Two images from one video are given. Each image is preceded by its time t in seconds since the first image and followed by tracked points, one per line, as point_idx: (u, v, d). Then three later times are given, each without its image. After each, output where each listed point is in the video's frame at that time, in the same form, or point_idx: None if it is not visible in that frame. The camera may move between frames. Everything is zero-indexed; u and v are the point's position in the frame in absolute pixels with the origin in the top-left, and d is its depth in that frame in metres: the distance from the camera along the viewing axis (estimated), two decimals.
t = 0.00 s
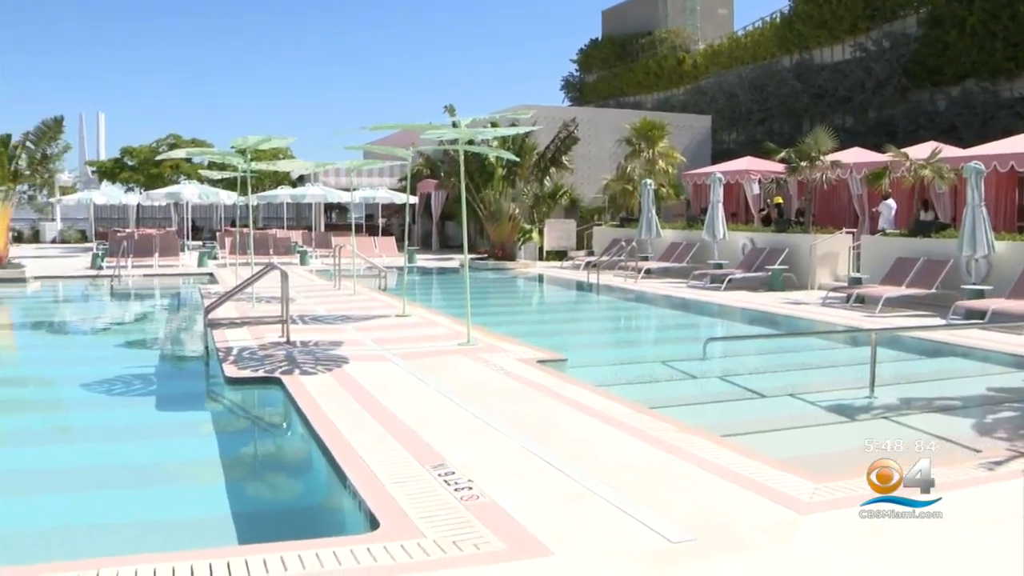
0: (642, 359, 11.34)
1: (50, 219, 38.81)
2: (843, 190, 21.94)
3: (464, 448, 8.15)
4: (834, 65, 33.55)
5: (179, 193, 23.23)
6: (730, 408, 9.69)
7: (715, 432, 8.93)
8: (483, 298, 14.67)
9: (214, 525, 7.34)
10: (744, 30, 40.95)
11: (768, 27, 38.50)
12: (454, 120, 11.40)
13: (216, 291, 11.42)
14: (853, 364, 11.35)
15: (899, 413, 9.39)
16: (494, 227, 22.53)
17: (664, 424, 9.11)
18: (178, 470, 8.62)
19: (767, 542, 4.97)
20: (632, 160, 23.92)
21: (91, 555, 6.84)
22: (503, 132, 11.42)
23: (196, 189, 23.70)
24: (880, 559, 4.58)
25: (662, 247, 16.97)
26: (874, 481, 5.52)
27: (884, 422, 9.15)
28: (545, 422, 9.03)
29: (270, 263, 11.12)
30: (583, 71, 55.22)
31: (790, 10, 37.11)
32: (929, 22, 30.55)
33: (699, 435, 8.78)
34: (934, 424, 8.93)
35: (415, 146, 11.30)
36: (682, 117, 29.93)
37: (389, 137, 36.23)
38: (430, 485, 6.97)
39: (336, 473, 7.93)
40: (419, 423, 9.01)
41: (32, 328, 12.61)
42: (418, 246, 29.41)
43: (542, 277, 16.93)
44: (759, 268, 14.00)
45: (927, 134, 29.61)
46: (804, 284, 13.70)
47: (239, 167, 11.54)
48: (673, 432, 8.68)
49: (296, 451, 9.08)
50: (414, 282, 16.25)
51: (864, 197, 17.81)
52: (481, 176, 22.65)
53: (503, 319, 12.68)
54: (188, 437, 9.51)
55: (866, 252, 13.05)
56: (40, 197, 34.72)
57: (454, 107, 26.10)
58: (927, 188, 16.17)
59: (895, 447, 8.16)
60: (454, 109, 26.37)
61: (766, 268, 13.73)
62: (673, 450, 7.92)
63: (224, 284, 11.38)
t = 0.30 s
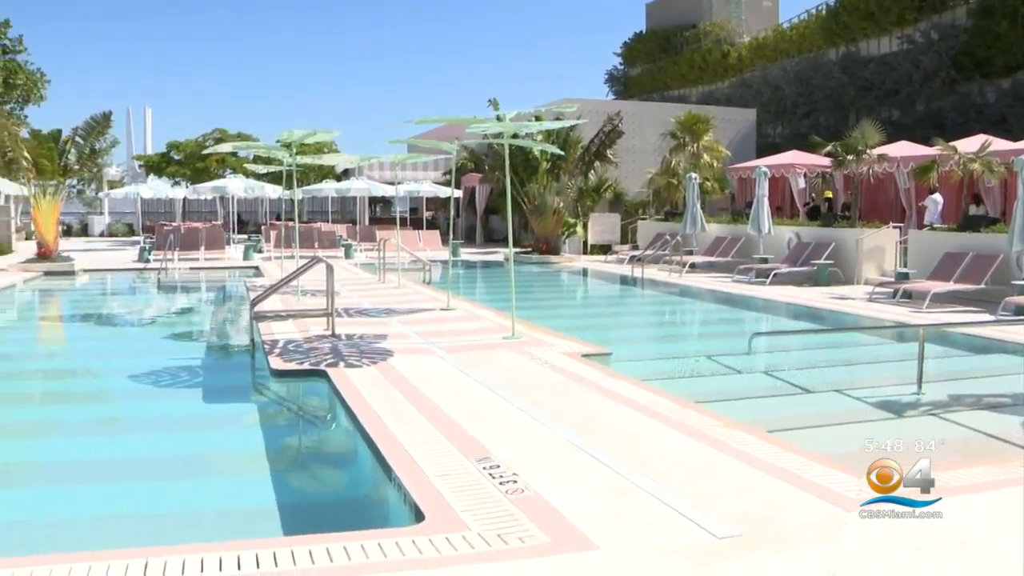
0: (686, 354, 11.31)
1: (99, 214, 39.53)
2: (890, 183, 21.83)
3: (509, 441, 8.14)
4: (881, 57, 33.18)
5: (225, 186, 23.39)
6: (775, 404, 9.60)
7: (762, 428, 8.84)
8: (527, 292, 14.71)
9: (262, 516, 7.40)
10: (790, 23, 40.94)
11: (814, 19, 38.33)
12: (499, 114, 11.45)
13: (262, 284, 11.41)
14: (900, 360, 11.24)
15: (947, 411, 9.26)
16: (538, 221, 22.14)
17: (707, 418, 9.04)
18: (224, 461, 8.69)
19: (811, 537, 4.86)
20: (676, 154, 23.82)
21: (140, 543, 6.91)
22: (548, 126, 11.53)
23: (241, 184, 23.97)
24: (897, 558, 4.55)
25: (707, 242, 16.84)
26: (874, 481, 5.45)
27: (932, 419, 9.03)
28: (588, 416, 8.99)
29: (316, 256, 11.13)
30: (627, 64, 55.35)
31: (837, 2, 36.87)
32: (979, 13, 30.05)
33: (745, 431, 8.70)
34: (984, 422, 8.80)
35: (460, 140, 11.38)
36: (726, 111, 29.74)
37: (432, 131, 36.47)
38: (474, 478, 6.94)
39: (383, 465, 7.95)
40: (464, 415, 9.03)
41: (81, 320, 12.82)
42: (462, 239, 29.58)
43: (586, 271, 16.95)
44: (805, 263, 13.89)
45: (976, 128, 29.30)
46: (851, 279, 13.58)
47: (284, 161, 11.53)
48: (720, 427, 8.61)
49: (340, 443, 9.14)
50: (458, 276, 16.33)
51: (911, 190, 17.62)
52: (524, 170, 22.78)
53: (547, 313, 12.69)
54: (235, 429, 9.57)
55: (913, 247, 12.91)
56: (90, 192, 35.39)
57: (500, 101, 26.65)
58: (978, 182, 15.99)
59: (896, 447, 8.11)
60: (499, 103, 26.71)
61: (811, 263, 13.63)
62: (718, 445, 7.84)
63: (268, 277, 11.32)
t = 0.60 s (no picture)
0: (730, 351, 11.26)
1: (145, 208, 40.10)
2: (937, 179, 21.69)
3: (553, 437, 8.12)
4: (928, 51, 32.97)
5: (269, 182, 23.60)
6: (819, 402, 9.49)
7: (807, 426, 8.75)
8: (571, 288, 14.72)
9: (307, 509, 7.44)
10: (835, 17, 40.50)
11: (859, 13, 37.94)
12: (544, 109, 11.48)
13: (307, 279, 11.39)
14: (947, 358, 11.09)
15: (997, 410, 9.09)
16: (581, 216, 22.32)
17: (751, 415, 8.97)
18: (270, 455, 8.74)
19: (858, 537, 4.78)
20: (720, 149, 23.66)
21: (190, 535, 6.98)
22: (592, 121, 11.60)
23: (286, 178, 24.13)
24: (926, 558, 4.50)
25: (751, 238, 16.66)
26: (875, 482, 5.53)
27: (981, 418, 8.88)
28: (631, 412, 8.95)
29: (360, 251, 11.11)
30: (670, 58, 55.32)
31: None
32: None
33: (789, 428, 8.59)
34: None
35: (502, 135, 11.39)
36: (770, 106, 29.70)
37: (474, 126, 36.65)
38: (518, 473, 6.94)
39: (427, 459, 7.97)
40: (507, 410, 9.03)
41: (128, 314, 13.01)
42: (505, 234, 29.71)
43: (630, 266, 16.93)
44: (851, 259, 13.77)
45: None
46: (897, 276, 13.45)
47: (328, 157, 11.52)
48: (764, 425, 8.50)
49: (383, 437, 9.18)
50: (502, 271, 16.39)
51: (959, 185, 17.38)
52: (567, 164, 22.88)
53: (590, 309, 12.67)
54: (283, 422, 9.63)
55: (959, 244, 12.76)
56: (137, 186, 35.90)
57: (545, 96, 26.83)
58: None
59: (897, 447, 7.96)
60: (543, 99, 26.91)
61: (857, 259, 13.51)
62: (763, 442, 7.76)
63: (313, 272, 11.30)
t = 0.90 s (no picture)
0: (773, 348, 11.19)
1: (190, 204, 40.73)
2: (985, 175, 21.44)
3: (596, 435, 8.09)
4: (976, 46, 32.55)
5: (312, 178, 23.70)
6: (862, 400, 9.36)
7: (851, 423, 8.62)
8: (613, 284, 14.72)
9: (352, 504, 7.43)
10: (882, 11, 40.86)
11: (904, 7, 37.93)
12: (587, 105, 11.53)
13: (350, 274, 11.39)
14: (993, 357, 10.92)
15: None
16: (623, 213, 21.58)
17: (793, 413, 8.88)
18: (311, 449, 8.76)
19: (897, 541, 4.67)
20: (764, 145, 23.70)
21: (236, 529, 7.01)
22: (635, 117, 11.69)
23: (329, 174, 24.20)
24: (956, 562, 4.41)
25: (795, 235, 16.59)
26: (875, 482, 5.49)
27: None
28: (675, 410, 8.87)
29: (403, 247, 11.12)
30: (714, 54, 55.78)
31: None
32: None
33: (833, 425, 8.44)
34: None
35: (545, 131, 11.50)
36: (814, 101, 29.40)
37: (516, 123, 36.90)
38: (561, 469, 6.90)
39: (470, 454, 7.95)
40: (550, 407, 9.01)
41: (171, 309, 13.17)
42: (547, 230, 29.75)
43: (672, 263, 16.89)
44: (895, 257, 13.63)
45: None
46: (942, 274, 13.32)
47: (371, 153, 11.47)
48: (808, 422, 8.37)
49: (425, 433, 9.19)
50: (545, 267, 16.43)
51: (1007, 181, 17.17)
52: (611, 161, 23.22)
53: (631, 305, 12.66)
54: (326, 417, 9.67)
55: (1006, 241, 12.59)
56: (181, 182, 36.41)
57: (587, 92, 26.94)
58: None
59: (898, 448, 7.75)
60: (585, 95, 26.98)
61: (902, 257, 13.39)
62: (807, 440, 7.67)
63: (355, 268, 11.27)
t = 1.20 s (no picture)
0: (815, 345, 11.13)
1: (232, 200, 41.28)
2: None
3: (637, 431, 8.01)
4: None
5: (354, 174, 23.85)
6: (905, 399, 9.23)
7: (897, 422, 8.49)
8: (654, 280, 14.74)
9: (395, 500, 7.41)
10: (927, 5, 40.56)
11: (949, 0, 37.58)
12: (628, 101, 11.57)
13: (391, 270, 11.36)
14: None
15: None
16: (664, 209, 21.67)
17: (836, 410, 8.73)
18: (352, 444, 8.78)
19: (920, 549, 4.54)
20: (806, 140, 23.81)
21: (281, 523, 7.02)
22: (676, 113, 11.78)
23: (371, 170, 24.38)
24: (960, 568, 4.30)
25: (837, 232, 16.52)
26: (874, 483, 5.37)
27: None
28: (717, 408, 8.76)
29: (444, 243, 11.12)
30: (756, 49, 55.77)
31: None
32: None
33: (877, 424, 8.26)
34: None
35: (587, 127, 11.63)
36: (856, 97, 29.16)
37: (555, 120, 37.02)
38: (603, 465, 6.84)
39: (512, 451, 7.91)
40: (591, 403, 8.96)
41: (214, 303, 13.33)
42: (587, 227, 29.88)
43: (713, 259, 16.86)
44: (939, 254, 13.49)
45: None
46: (987, 272, 13.16)
47: (412, 149, 11.52)
48: (851, 421, 8.20)
49: (467, 429, 9.16)
50: (586, 263, 16.49)
51: None
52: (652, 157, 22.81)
53: (671, 302, 12.68)
54: (368, 412, 9.70)
55: None
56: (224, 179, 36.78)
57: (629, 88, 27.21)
58: None
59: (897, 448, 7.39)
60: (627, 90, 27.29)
61: (946, 254, 13.24)
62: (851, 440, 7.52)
63: (396, 264, 11.25)
